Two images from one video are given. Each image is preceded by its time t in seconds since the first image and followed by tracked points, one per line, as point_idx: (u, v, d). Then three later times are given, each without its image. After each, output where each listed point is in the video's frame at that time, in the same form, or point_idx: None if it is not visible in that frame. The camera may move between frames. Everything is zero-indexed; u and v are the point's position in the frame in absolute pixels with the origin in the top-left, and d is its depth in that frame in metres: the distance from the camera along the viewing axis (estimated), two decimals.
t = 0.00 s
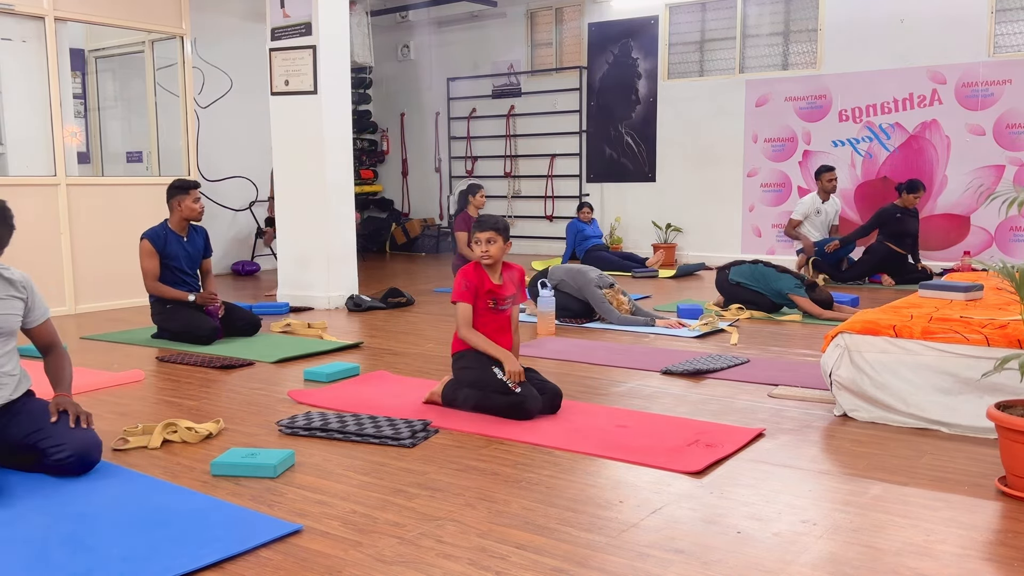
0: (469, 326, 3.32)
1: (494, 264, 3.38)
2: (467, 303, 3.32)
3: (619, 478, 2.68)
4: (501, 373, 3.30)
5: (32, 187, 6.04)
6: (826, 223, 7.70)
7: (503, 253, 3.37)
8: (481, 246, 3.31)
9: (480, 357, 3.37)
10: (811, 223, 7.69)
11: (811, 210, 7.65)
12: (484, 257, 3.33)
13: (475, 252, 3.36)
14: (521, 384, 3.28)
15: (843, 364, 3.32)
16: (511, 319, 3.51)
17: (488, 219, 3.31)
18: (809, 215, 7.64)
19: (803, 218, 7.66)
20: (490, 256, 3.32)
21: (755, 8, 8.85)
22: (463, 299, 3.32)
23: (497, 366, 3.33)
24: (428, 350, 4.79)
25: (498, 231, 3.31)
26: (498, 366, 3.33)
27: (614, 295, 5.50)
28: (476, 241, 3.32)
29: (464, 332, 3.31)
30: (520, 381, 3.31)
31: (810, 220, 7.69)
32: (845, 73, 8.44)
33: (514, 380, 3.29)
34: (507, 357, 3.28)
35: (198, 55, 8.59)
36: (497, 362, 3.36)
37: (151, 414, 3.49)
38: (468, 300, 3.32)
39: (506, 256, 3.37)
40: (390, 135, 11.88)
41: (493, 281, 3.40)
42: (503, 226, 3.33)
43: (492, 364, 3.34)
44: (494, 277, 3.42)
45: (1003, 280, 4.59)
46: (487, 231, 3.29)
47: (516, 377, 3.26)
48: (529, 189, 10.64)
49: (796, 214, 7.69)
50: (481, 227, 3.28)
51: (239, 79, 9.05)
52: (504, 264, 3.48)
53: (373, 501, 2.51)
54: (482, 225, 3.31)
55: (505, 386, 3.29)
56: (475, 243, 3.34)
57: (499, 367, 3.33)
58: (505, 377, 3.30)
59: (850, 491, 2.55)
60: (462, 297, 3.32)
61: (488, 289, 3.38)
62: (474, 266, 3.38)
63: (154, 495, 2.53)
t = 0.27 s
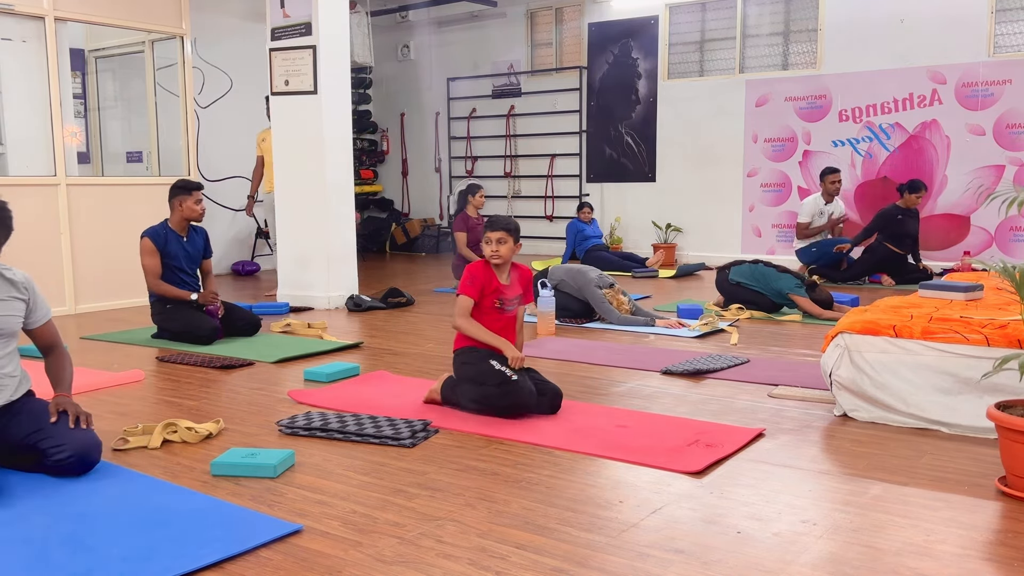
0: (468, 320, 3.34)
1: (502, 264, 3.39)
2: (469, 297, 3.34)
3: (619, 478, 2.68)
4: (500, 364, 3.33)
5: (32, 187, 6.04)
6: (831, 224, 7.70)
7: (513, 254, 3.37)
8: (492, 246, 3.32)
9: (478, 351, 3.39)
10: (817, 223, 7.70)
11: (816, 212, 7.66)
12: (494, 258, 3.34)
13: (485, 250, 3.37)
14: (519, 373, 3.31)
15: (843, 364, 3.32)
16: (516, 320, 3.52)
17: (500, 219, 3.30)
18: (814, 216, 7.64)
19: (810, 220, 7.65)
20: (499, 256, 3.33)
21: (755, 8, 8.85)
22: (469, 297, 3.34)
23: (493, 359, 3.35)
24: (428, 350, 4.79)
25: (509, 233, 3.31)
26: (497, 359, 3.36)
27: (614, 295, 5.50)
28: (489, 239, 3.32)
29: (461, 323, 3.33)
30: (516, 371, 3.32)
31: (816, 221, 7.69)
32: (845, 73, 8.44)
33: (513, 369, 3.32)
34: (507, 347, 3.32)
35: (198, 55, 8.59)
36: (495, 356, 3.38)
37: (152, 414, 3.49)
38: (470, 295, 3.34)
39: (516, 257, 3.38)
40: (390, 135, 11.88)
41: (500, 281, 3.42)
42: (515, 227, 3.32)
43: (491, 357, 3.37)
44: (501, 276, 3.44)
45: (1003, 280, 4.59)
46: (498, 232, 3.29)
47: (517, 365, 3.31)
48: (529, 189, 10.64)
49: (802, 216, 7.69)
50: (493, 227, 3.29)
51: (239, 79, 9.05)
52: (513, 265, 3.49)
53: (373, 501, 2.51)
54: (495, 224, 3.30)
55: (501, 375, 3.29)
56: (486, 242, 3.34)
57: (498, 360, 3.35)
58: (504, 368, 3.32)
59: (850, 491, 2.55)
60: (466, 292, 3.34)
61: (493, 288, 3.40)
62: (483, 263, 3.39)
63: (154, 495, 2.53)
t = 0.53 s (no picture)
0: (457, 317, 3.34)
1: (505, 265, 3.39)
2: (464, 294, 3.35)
3: (619, 478, 2.68)
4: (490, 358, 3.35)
5: (32, 187, 6.04)
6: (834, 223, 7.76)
7: (517, 256, 3.36)
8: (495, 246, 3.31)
9: (470, 347, 3.41)
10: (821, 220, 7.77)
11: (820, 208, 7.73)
12: (497, 258, 3.32)
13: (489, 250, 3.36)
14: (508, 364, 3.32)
15: (843, 364, 3.32)
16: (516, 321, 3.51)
17: (506, 219, 3.29)
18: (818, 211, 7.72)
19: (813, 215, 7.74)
20: (501, 257, 3.32)
21: (755, 8, 8.85)
22: (466, 295, 3.36)
23: (485, 355, 3.37)
24: (428, 350, 4.79)
25: (513, 235, 3.29)
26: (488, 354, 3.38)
27: (614, 295, 5.50)
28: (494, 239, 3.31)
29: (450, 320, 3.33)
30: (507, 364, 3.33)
31: (819, 218, 7.77)
32: (845, 73, 8.44)
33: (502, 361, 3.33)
34: (493, 341, 3.32)
35: (198, 55, 8.60)
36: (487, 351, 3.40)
37: (152, 414, 3.49)
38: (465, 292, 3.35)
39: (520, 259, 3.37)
40: (390, 135, 11.88)
41: (501, 281, 3.42)
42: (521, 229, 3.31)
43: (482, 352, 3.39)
44: (503, 276, 3.44)
45: (1003, 280, 4.59)
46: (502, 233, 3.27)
47: (503, 357, 3.29)
48: (529, 189, 10.64)
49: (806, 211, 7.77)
50: (499, 228, 3.26)
51: (239, 79, 9.05)
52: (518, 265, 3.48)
53: (373, 501, 2.51)
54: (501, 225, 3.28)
55: (493, 369, 3.30)
56: (491, 242, 3.33)
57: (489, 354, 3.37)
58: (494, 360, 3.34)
59: (850, 491, 2.55)
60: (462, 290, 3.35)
61: (494, 288, 3.41)
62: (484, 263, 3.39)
63: (153, 495, 2.53)
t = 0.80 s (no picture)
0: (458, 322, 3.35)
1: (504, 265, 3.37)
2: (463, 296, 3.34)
3: (619, 478, 2.68)
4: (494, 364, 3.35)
5: (32, 187, 6.04)
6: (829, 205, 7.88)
7: (515, 255, 3.35)
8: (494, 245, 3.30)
9: (470, 352, 3.39)
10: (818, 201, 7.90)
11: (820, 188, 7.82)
12: (496, 258, 3.32)
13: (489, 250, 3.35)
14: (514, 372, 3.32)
15: (843, 363, 3.32)
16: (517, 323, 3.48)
17: (504, 219, 3.29)
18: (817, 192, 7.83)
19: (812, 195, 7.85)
20: (500, 256, 3.31)
21: (755, 8, 8.85)
22: (466, 297, 3.34)
23: (487, 359, 3.37)
24: (428, 350, 4.79)
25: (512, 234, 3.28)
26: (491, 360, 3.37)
27: (614, 295, 5.50)
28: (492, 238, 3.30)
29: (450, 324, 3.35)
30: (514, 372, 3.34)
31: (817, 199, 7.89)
32: (845, 73, 8.44)
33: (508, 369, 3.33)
34: (496, 348, 3.32)
35: (198, 55, 8.60)
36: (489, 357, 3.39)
37: (152, 414, 3.49)
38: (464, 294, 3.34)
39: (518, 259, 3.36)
40: (390, 135, 11.89)
41: (501, 282, 3.40)
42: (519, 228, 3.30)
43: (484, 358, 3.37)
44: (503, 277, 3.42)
45: (1003, 280, 4.59)
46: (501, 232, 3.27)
47: (511, 365, 3.31)
48: (529, 189, 10.64)
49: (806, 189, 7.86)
50: (496, 227, 3.27)
51: (240, 79, 9.05)
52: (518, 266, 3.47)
53: (373, 501, 2.51)
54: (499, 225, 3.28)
55: (499, 377, 3.30)
56: (488, 242, 3.32)
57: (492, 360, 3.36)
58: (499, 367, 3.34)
59: (850, 491, 2.55)
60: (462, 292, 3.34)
61: (493, 289, 3.39)
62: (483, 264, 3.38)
63: (154, 495, 2.53)
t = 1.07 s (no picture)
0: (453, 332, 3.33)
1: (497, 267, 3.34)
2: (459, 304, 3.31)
3: (619, 478, 2.67)
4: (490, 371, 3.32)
5: (32, 188, 6.04)
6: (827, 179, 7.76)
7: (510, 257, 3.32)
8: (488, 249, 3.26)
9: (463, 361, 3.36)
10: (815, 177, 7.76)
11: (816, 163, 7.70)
12: (490, 261, 3.28)
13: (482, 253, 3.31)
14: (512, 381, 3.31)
15: (843, 364, 3.32)
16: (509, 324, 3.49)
17: (498, 221, 3.25)
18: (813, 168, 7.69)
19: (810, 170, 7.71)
20: (495, 259, 3.27)
21: (755, 8, 8.85)
22: (461, 305, 3.32)
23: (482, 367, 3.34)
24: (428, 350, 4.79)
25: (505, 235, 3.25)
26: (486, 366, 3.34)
27: (614, 295, 5.50)
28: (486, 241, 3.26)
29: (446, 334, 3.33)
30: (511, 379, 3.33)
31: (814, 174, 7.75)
32: (845, 73, 8.44)
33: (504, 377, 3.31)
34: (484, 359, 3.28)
35: (198, 55, 8.60)
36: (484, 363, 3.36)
37: (152, 414, 3.48)
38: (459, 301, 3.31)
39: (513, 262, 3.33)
40: (390, 135, 11.89)
41: (495, 287, 3.37)
42: (512, 228, 3.27)
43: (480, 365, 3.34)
44: (496, 280, 3.39)
45: (1003, 281, 4.58)
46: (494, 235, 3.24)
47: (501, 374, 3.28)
48: (529, 189, 10.64)
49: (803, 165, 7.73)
50: (491, 229, 3.24)
51: (240, 79, 9.05)
52: (512, 269, 3.44)
53: (373, 501, 2.51)
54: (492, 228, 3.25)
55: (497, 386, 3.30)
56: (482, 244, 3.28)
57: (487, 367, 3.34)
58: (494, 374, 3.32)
59: (850, 491, 2.55)
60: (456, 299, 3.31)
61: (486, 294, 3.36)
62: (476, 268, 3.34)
63: (154, 495, 2.53)
